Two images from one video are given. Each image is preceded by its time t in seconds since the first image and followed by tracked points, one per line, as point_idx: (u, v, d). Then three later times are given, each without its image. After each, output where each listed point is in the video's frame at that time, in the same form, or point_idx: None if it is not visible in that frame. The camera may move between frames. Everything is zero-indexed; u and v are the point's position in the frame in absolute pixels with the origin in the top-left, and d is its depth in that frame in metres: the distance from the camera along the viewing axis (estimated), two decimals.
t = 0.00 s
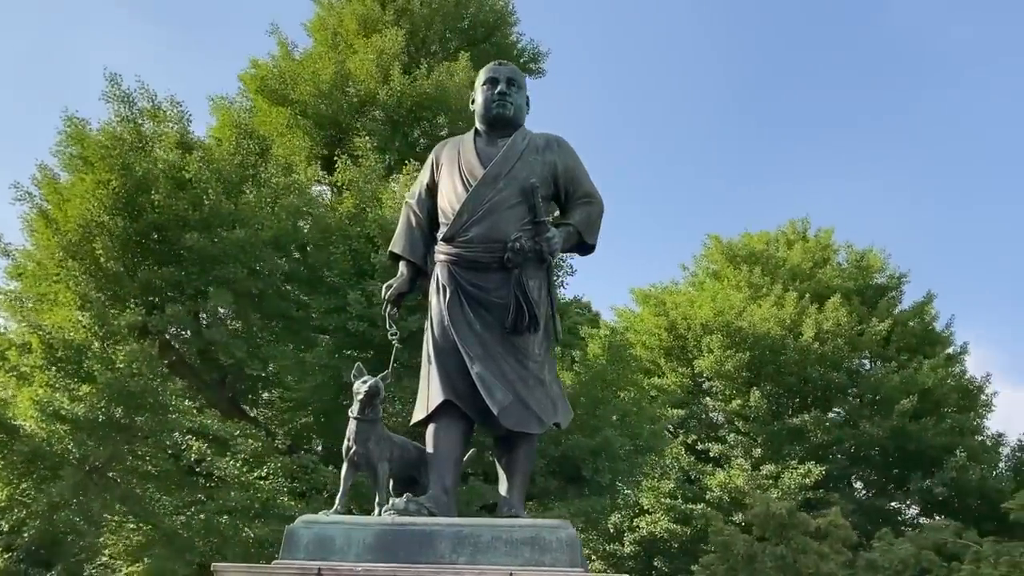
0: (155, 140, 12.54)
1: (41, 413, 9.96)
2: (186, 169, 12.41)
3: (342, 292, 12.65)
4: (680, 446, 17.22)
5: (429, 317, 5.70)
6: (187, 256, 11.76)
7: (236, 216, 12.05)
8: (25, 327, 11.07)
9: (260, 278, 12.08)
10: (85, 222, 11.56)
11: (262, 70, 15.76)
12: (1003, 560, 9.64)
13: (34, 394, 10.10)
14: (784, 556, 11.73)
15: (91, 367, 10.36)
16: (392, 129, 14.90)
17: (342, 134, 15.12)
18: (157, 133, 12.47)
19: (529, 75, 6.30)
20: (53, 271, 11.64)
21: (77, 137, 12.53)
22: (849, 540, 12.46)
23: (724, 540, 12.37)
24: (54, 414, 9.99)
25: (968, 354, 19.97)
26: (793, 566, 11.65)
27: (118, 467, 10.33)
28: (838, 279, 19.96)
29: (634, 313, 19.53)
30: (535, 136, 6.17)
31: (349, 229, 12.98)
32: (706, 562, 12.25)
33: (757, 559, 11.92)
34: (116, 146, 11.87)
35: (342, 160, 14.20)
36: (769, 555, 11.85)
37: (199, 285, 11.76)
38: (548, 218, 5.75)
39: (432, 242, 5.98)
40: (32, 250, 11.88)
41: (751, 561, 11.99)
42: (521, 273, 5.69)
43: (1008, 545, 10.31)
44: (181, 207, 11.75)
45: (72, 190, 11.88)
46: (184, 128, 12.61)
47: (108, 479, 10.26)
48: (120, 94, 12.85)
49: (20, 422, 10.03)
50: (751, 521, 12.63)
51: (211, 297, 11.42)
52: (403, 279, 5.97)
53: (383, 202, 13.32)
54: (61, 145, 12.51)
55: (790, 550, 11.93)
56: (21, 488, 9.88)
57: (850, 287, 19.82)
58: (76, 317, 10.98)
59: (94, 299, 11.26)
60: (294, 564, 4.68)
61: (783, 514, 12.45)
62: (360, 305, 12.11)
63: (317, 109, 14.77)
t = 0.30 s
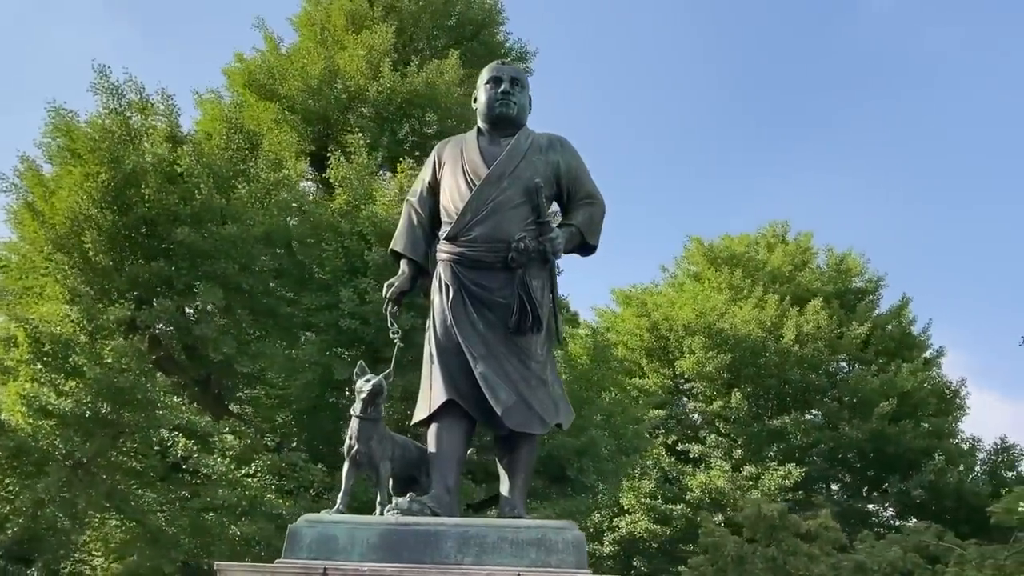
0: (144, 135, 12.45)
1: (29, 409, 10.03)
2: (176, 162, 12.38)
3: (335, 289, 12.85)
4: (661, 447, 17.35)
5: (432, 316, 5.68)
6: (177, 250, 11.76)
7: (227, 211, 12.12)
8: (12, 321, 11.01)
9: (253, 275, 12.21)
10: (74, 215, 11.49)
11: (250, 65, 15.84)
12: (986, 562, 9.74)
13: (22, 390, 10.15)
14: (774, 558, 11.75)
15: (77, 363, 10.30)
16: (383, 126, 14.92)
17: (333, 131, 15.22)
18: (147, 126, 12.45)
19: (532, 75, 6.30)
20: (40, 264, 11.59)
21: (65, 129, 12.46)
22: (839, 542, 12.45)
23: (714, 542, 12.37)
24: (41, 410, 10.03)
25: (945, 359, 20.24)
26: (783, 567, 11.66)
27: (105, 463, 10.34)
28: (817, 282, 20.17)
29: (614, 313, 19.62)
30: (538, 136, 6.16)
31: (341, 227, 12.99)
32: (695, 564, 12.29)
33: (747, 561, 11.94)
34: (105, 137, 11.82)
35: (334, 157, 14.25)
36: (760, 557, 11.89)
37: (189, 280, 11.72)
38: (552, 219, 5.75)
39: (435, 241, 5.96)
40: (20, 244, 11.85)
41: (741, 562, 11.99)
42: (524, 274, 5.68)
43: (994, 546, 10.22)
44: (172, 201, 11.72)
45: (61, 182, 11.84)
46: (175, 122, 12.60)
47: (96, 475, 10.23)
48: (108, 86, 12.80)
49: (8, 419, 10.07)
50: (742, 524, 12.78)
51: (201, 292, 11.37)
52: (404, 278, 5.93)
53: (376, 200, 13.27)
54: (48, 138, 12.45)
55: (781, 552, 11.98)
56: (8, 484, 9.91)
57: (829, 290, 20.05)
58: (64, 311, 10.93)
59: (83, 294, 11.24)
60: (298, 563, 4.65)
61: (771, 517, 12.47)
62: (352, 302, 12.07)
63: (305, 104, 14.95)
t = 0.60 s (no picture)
0: (132, 128, 12.61)
1: (16, 403, 9.99)
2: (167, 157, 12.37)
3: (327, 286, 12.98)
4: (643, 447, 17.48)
5: (434, 315, 5.66)
6: (168, 245, 11.73)
7: (219, 206, 12.09)
8: None
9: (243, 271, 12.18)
10: (63, 210, 11.44)
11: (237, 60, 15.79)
12: (970, 564, 9.93)
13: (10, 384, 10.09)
14: (765, 559, 11.98)
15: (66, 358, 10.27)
16: (373, 123, 15.11)
17: (321, 125, 15.38)
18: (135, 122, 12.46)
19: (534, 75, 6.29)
20: (27, 259, 11.50)
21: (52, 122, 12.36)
22: (829, 544, 12.55)
23: (704, 544, 12.50)
24: (28, 404, 10.00)
25: (921, 363, 20.57)
26: (773, 568, 11.86)
27: (91, 459, 10.34)
28: (796, 285, 20.40)
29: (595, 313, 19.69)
30: (540, 136, 6.15)
31: (334, 224, 13.08)
32: (683, 565, 12.39)
33: (738, 562, 12.10)
34: (93, 129, 11.76)
35: (326, 155, 14.30)
36: (750, 558, 12.00)
37: (179, 275, 11.71)
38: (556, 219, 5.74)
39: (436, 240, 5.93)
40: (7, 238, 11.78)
41: (732, 563, 12.29)
42: (527, 274, 5.67)
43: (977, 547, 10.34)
44: (164, 195, 11.69)
45: (49, 176, 11.76)
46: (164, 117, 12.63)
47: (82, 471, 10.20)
48: (96, 79, 12.75)
49: None
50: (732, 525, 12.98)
51: (190, 287, 11.28)
52: (406, 276, 5.90)
53: (370, 198, 13.48)
54: (34, 131, 12.37)
55: (770, 553, 12.11)
56: None
57: (809, 293, 20.30)
58: (52, 305, 10.95)
59: (72, 288, 11.17)
60: (301, 563, 4.61)
61: (763, 520, 12.54)
62: (345, 300, 12.34)
63: (293, 100, 15.03)
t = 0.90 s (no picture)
0: (121, 120, 12.54)
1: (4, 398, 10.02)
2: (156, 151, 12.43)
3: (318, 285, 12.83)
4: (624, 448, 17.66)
5: (435, 312, 5.63)
6: (159, 239, 11.79)
7: (210, 201, 12.14)
8: None
9: (232, 266, 12.23)
10: (52, 202, 11.49)
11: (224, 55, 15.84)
12: (952, 564, 10.13)
13: None
14: (755, 559, 11.99)
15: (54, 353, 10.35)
16: (361, 119, 15.47)
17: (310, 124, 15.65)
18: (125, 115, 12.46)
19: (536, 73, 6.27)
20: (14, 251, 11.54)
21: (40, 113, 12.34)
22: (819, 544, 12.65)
23: (694, 544, 12.63)
24: (15, 399, 10.05)
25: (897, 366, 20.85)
26: (764, 569, 11.90)
27: (77, 456, 10.39)
28: (775, 288, 20.61)
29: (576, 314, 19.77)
30: (542, 135, 6.15)
31: (327, 221, 13.14)
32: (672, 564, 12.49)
33: (728, 562, 12.24)
34: (83, 121, 11.77)
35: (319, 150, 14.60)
36: (740, 557, 12.11)
37: (170, 270, 11.80)
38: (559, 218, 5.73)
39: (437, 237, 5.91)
40: None
41: (721, 564, 12.35)
42: (530, 272, 5.66)
43: (960, 548, 10.69)
44: (155, 189, 11.76)
45: (37, 168, 11.77)
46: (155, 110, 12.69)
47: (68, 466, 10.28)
48: (85, 71, 12.77)
49: None
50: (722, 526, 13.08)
51: (179, 282, 11.27)
52: (407, 273, 5.87)
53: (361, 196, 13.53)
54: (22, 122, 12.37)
55: (761, 553, 12.19)
56: None
57: (788, 295, 20.53)
58: (41, 299, 11.00)
59: (61, 281, 11.21)
60: (305, 562, 4.56)
61: (754, 520, 12.62)
62: (338, 297, 12.28)
63: (281, 95, 15.27)
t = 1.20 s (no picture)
0: (110, 112, 12.39)
1: None
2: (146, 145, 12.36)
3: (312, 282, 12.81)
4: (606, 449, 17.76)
5: (438, 311, 5.61)
6: (149, 233, 11.66)
7: (201, 196, 12.06)
8: None
9: (224, 262, 12.19)
10: (40, 195, 11.40)
11: (211, 50, 15.82)
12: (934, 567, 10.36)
13: None
14: (746, 561, 12.23)
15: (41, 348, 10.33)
16: (350, 115, 15.59)
17: (298, 120, 15.67)
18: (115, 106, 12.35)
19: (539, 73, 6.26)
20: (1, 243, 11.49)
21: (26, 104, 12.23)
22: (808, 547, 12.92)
23: (685, 547, 12.80)
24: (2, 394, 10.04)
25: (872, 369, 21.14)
26: (753, 570, 12.16)
27: (62, 452, 10.41)
28: (754, 291, 20.75)
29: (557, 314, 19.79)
30: (545, 135, 6.14)
31: (320, 218, 13.16)
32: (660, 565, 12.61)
33: (719, 564, 12.40)
34: (74, 112, 11.68)
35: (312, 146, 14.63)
36: (731, 559, 12.28)
37: (161, 266, 11.72)
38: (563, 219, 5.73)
39: (440, 236, 5.89)
40: None
41: (711, 565, 12.51)
42: (533, 273, 5.65)
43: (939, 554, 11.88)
44: (147, 182, 11.64)
45: (25, 160, 11.67)
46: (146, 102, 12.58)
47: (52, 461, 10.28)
48: (73, 62, 12.68)
49: None
50: (712, 527, 13.27)
51: (169, 278, 11.18)
52: (409, 272, 5.84)
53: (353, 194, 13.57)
54: (9, 112, 12.26)
55: (751, 555, 12.42)
56: None
57: (767, 298, 20.70)
58: (29, 293, 10.97)
59: (50, 274, 11.12)
60: (312, 562, 4.53)
61: (745, 522, 12.83)
62: (331, 295, 12.29)
63: (269, 90, 15.33)
